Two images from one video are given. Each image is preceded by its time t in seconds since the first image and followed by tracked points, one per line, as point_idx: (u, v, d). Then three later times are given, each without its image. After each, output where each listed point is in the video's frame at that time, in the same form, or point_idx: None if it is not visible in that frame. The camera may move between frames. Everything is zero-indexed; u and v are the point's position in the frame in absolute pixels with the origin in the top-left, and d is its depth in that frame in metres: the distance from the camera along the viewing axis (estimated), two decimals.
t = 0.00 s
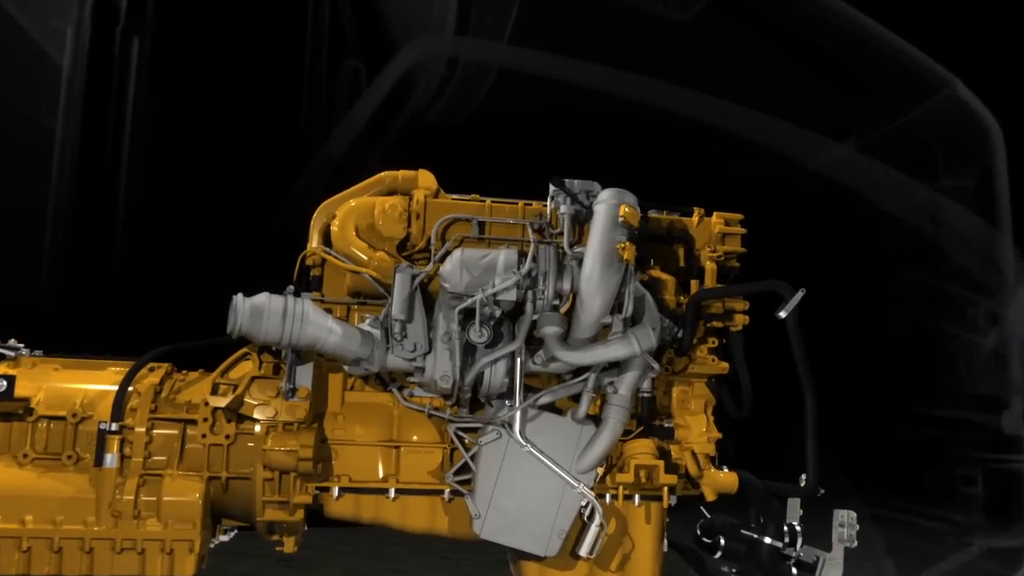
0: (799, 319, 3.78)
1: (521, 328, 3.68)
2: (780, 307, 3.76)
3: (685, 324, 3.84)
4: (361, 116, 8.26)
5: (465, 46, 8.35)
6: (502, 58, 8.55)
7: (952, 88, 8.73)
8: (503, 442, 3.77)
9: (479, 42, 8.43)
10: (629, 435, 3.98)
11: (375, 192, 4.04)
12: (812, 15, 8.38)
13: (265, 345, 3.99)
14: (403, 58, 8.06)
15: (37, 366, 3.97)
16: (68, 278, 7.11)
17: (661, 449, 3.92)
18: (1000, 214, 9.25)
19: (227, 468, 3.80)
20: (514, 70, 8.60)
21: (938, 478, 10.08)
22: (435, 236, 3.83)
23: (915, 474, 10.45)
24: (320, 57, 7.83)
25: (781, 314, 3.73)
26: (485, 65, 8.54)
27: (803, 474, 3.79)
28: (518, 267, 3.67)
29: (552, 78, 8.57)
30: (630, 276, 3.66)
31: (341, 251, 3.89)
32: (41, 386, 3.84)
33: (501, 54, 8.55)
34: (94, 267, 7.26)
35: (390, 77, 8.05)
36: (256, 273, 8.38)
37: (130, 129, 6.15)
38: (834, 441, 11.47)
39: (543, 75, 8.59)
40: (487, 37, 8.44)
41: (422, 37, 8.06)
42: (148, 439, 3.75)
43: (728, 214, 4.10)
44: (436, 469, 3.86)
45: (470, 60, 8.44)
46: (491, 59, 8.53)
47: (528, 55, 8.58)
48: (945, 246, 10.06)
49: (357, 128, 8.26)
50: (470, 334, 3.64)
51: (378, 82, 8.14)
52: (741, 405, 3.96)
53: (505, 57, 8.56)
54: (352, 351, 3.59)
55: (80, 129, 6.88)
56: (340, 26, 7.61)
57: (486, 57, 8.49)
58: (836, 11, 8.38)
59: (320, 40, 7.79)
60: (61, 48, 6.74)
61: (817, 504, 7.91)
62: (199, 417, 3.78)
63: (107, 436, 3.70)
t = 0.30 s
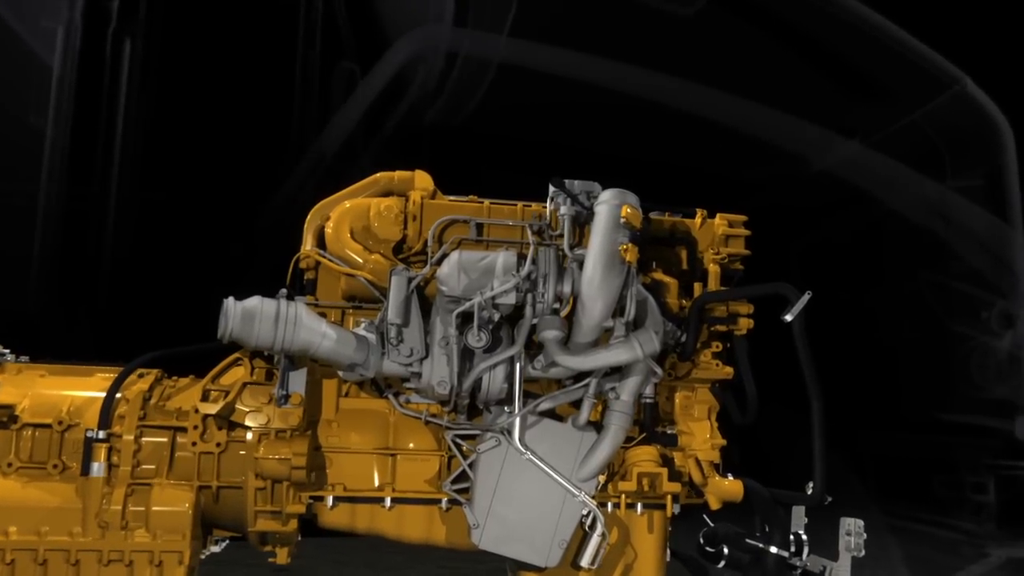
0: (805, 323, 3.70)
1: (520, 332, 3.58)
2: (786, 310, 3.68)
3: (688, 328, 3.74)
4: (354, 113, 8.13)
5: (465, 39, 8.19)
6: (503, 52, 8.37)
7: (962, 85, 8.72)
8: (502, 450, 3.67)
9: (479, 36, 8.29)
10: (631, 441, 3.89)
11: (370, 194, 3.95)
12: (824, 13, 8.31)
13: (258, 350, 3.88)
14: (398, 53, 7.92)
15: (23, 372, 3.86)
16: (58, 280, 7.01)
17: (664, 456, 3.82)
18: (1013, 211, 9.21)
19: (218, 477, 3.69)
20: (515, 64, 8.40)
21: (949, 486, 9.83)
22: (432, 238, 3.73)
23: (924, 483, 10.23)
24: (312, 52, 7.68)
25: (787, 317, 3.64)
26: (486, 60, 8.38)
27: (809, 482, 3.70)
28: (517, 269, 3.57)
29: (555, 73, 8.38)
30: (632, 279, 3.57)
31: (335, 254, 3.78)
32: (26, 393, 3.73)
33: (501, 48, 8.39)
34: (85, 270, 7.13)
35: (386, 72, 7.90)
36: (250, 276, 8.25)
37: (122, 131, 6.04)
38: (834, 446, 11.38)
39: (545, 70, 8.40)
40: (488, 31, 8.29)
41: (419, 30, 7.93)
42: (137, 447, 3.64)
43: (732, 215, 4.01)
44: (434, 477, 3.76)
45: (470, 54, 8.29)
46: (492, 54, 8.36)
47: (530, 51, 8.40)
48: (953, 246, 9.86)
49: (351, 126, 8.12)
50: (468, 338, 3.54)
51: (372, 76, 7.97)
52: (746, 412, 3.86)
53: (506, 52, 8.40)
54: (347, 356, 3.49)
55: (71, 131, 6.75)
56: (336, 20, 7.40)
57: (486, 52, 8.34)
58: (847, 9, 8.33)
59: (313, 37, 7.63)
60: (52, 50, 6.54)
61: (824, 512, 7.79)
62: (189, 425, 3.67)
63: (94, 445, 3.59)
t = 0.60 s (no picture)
0: (812, 326, 3.60)
1: (520, 337, 3.48)
2: (792, 314, 3.59)
3: (692, 332, 3.65)
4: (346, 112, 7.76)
5: (462, 32, 7.90)
6: (503, 46, 8.08)
7: (972, 82, 8.92)
8: (501, 457, 3.59)
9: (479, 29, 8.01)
10: (633, 449, 3.79)
11: (365, 195, 3.86)
12: (842, 13, 8.29)
13: (249, 356, 3.76)
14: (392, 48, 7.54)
15: (7, 379, 3.75)
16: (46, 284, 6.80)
17: (667, 463, 3.72)
18: None
19: (208, 486, 3.57)
20: (513, 59, 8.09)
21: (958, 493, 9.81)
22: (429, 240, 3.64)
23: (933, 490, 10.14)
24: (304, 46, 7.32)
25: (793, 321, 3.55)
26: (484, 54, 8.07)
27: (816, 490, 3.62)
28: (516, 272, 3.48)
29: (556, 68, 8.13)
30: (635, 282, 3.48)
31: (329, 257, 3.69)
32: (11, 401, 3.62)
33: (501, 42, 8.09)
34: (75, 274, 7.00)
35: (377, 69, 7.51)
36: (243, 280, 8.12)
37: (113, 132, 5.92)
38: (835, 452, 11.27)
39: (545, 65, 8.13)
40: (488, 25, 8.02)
41: (414, 21, 7.68)
42: (125, 456, 3.53)
43: (735, 217, 3.92)
44: (430, 487, 3.66)
45: (469, 49, 8.00)
46: (491, 48, 8.07)
47: (531, 45, 8.13)
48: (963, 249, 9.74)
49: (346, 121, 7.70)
50: (466, 343, 3.44)
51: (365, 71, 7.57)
52: (751, 419, 3.76)
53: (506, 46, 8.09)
54: (342, 361, 3.39)
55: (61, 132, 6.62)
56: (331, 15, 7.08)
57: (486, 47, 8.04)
58: (866, 10, 8.32)
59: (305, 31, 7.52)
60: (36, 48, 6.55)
61: (833, 521, 7.66)
62: (178, 433, 3.56)
63: (81, 453, 3.50)
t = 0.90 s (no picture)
0: (819, 330, 3.52)
1: (519, 341, 3.38)
2: (798, 317, 3.49)
3: (696, 337, 3.55)
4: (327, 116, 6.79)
5: (461, 23, 6.92)
6: (504, 37, 7.13)
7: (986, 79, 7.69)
8: (500, 465, 3.47)
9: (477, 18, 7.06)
10: (636, 457, 3.69)
11: (361, 197, 3.77)
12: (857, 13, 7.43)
13: (241, 362, 3.65)
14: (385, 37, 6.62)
15: None
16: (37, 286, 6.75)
17: (670, 471, 3.62)
18: None
19: (198, 496, 3.46)
20: (515, 53, 7.18)
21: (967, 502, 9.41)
22: (426, 242, 3.55)
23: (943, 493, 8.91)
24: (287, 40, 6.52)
25: (799, 325, 3.46)
26: (484, 47, 7.11)
27: (824, 498, 3.54)
28: (516, 275, 3.38)
29: (562, 64, 7.19)
30: (637, 285, 3.38)
31: (323, 259, 3.59)
32: None
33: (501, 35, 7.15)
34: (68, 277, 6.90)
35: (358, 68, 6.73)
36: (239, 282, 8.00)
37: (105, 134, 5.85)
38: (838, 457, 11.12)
39: (548, 61, 7.22)
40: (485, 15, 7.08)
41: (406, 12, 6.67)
42: (112, 464, 3.42)
43: (739, 219, 3.84)
44: (427, 496, 3.56)
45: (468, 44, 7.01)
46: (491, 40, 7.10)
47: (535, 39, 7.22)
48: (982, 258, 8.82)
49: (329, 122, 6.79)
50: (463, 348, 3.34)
51: (354, 66, 6.67)
52: (756, 426, 3.67)
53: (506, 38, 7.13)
54: (336, 366, 3.29)
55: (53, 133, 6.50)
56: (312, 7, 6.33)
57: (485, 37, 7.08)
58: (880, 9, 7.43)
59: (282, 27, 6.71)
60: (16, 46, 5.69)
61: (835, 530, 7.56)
62: (167, 441, 3.44)
63: (66, 462, 3.38)
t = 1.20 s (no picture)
0: (826, 334, 3.43)
1: (518, 346, 3.29)
2: (805, 321, 3.40)
3: (700, 342, 3.46)
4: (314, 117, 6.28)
5: (461, 16, 6.36)
6: (504, 30, 6.65)
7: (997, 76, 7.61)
8: (498, 474, 3.39)
9: (476, 11, 6.51)
10: (638, 465, 3.60)
11: (356, 198, 3.67)
12: (878, 14, 7.31)
13: (232, 368, 3.53)
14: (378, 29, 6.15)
15: None
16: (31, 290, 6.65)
17: (674, 479, 3.53)
18: None
19: (188, 506, 3.35)
20: (520, 48, 6.73)
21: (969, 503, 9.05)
22: (422, 245, 3.46)
23: (954, 504, 8.26)
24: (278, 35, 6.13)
25: (806, 329, 3.37)
26: (484, 42, 6.56)
27: (833, 507, 3.45)
28: (515, 278, 3.28)
29: (567, 59, 6.77)
30: (640, 288, 3.29)
31: (317, 263, 3.50)
32: None
33: (501, 28, 6.64)
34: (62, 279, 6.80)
35: (354, 63, 6.22)
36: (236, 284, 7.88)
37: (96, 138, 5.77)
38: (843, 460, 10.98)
39: (554, 55, 6.78)
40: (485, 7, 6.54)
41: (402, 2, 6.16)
42: (99, 473, 3.31)
43: (743, 220, 3.75)
44: (423, 506, 3.47)
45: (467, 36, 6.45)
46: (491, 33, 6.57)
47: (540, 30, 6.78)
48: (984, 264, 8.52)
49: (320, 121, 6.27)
50: (461, 353, 3.25)
51: (345, 60, 6.21)
52: (762, 432, 3.57)
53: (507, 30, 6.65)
54: (330, 373, 3.19)
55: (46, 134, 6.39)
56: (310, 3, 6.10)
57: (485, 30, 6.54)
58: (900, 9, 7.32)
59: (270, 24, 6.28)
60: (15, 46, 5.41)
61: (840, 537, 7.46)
62: (156, 449, 3.34)
63: (52, 471, 3.27)
